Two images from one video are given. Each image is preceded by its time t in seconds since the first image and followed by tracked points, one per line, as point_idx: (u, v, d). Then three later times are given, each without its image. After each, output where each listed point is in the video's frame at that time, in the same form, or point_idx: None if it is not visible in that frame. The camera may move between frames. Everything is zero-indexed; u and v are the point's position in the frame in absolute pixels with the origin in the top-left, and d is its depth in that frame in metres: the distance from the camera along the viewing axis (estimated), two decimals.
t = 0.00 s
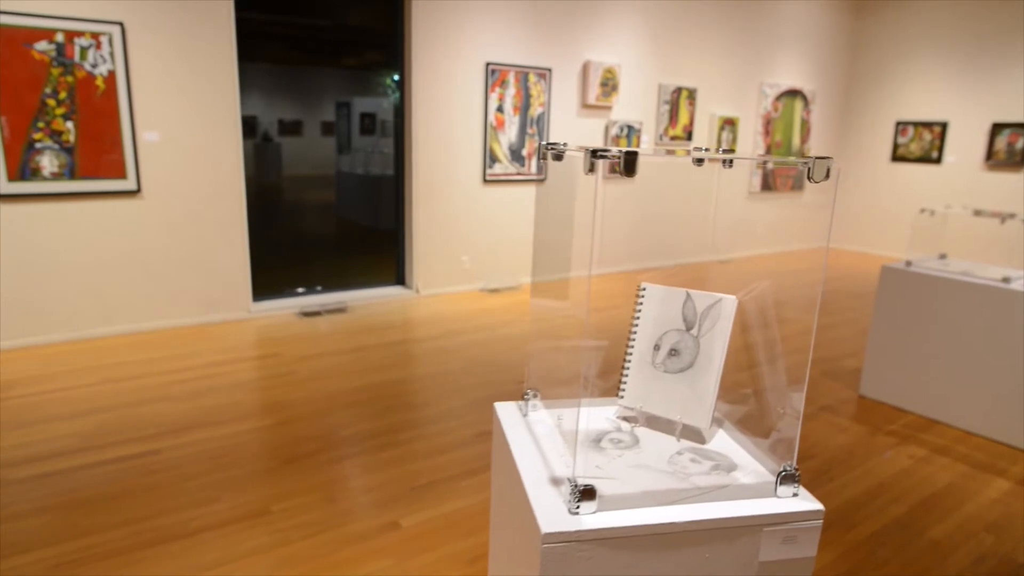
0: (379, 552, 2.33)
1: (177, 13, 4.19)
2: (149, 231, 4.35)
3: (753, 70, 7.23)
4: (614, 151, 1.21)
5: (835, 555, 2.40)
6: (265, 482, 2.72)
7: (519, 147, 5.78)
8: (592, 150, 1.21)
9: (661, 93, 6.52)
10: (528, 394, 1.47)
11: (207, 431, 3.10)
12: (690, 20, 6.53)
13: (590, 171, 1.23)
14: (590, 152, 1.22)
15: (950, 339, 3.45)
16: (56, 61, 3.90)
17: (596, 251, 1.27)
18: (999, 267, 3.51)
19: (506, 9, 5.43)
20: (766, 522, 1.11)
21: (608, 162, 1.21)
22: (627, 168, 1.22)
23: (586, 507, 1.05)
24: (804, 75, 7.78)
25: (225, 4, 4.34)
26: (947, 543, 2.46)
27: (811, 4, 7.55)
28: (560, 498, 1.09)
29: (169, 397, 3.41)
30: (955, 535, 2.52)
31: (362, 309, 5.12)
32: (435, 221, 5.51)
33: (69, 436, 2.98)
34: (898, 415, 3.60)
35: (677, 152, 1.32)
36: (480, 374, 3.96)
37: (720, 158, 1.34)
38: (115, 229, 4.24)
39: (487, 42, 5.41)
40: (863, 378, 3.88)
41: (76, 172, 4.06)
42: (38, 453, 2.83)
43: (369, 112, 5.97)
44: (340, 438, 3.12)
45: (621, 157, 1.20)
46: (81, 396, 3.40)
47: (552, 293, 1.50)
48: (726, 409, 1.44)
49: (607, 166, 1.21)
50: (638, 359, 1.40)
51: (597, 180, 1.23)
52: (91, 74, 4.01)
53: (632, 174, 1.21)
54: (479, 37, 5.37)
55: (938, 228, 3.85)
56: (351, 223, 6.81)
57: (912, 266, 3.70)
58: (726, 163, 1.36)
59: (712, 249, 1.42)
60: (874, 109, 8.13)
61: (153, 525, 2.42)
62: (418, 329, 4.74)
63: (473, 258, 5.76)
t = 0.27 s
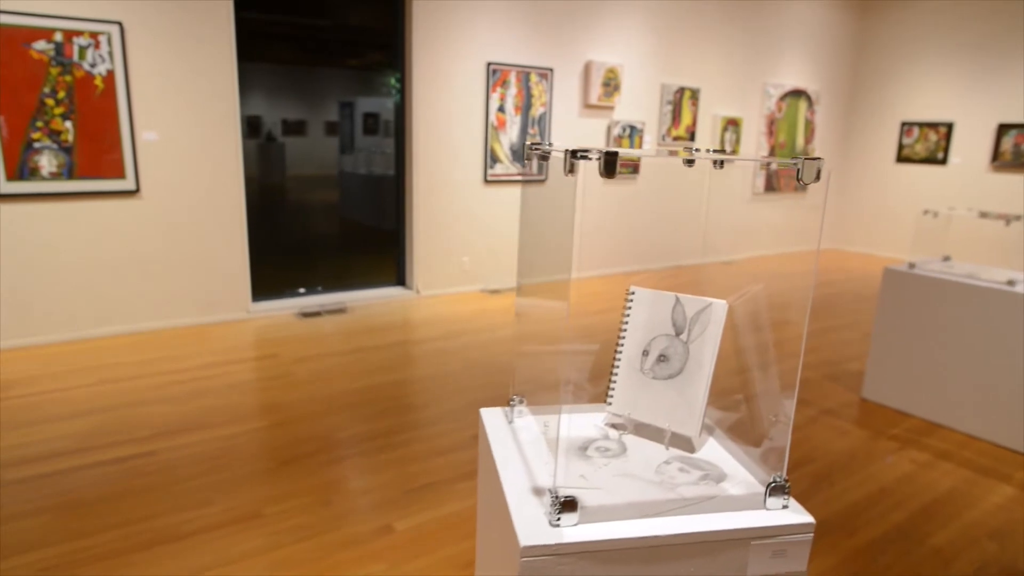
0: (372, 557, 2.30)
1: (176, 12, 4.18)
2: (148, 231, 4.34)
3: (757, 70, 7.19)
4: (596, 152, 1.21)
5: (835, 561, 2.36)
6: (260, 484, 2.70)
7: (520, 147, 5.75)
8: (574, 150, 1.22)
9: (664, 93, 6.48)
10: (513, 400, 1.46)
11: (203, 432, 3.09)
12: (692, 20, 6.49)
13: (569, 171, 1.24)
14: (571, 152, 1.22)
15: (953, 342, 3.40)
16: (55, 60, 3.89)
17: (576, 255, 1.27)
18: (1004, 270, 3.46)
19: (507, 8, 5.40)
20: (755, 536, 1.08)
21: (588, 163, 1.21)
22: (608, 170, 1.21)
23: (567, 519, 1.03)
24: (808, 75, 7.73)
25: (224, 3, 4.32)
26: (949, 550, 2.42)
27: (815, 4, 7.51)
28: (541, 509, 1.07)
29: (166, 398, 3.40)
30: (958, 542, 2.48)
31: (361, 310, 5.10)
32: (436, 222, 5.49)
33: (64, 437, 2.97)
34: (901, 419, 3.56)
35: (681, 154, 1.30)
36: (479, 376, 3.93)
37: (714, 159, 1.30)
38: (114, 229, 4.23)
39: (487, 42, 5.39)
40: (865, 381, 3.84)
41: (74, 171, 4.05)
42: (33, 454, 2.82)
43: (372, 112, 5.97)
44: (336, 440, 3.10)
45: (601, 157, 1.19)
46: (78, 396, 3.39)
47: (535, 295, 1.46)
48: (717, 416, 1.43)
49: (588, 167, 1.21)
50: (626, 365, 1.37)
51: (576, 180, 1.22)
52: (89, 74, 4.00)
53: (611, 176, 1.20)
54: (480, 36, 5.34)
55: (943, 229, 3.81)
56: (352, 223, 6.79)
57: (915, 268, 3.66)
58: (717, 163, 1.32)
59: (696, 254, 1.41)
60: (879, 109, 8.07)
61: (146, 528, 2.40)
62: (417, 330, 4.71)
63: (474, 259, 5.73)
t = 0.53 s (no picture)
0: (369, 560, 2.28)
1: (179, 12, 4.18)
2: (150, 231, 4.34)
3: (763, 70, 7.14)
4: (579, 152, 1.19)
5: (837, 569, 2.33)
6: (257, 486, 2.69)
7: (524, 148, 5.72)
8: (557, 150, 1.20)
9: (669, 94, 6.44)
10: (502, 405, 1.41)
11: (202, 433, 3.08)
12: (698, 21, 6.45)
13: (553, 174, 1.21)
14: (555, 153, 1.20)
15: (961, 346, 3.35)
16: (58, 60, 3.90)
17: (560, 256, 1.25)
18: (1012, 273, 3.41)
19: (511, 8, 5.38)
20: (747, 549, 1.06)
21: (572, 163, 1.18)
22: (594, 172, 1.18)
23: (551, 530, 1.01)
24: (815, 75, 7.67)
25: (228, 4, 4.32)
26: (954, 558, 2.38)
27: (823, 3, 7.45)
28: (525, 520, 1.05)
29: (166, 398, 3.39)
30: (963, 550, 2.44)
31: (364, 310, 5.09)
32: (440, 222, 5.47)
33: (63, 437, 2.97)
34: (907, 423, 3.51)
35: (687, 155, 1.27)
36: (480, 378, 3.91)
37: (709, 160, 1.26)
38: (116, 229, 4.23)
39: (491, 42, 5.36)
40: (871, 385, 3.80)
41: (77, 171, 4.05)
42: (32, 454, 2.82)
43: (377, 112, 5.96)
44: (336, 441, 3.08)
45: (584, 157, 1.17)
46: (78, 396, 3.39)
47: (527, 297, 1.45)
48: (712, 423, 1.40)
49: (571, 168, 1.19)
50: (618, 371, 1.34)
51: (558, 181, 1.20)
52: (93, 74, 4.00)
53: (595, 176, 1.17)
54: (484, 36, 5.32)
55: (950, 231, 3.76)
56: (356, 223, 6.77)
57: (922, 271, 3.62)
58: (711, 166, 1.27)
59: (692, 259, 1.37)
60: (887, 110, 8.01)
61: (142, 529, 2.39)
62: (419, 331, 4.69)
63: (477, 259, 5.70)
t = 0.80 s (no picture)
0: (369, 563, 2.26)
1: (187, 13, 4.20)
2: (157, 231, 4.36)
3: (773, 69, 7.08)
4: (568, 152, 1.17)
5: None
6: (259, 487, 2.68)
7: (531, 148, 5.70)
8: (545, 150, 1.17)
9: (678, 93, 6.40)
10: (497, 410, 1.39)
11: (206, 433, 3.08)
12: (707, 20, 6.41)
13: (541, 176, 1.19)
14: (542, 153, 1.17)
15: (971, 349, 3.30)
16: (67, 61, 3.92)
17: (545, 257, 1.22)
18: None
19: (519, 8, 5.37)
20: (742, 561, 1.03)
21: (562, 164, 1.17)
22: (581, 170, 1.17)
23: (541, 539, 0.99)
24: (826, 75, 7.61)
25: (235, 4, 4.33)
26: (963, 566, 2.34)
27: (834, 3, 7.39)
28: (515, 529, 1.03)
29: (171, 398, 3.41)
30: (972, 557, 2.40)
31: (370, 311, 5.08)
32: (446, 223, 5.46)
33: (69, 436, 2.98)
34: (916, 428, 3.47)
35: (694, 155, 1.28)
36: (485, 379, 3.90)
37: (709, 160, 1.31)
38: (123, 229, 4.25)
39: (498, 41, 5.34)
40: (880, 388, 3.75)
41: (85, 171, 4.07)
42: (38, 453, 2.84)
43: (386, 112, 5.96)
44: (339, 443, 3.08)
45: (574, 158, 1.16)
46: (84, 396, 3.40)
47: (518, 300, 1.42)
48: (711, 429, 1.35)
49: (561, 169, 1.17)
50: (615, 374, 1.33)
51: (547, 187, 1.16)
52: (101, 74, 4.02)
53: (585, 177, 1.17)
54: (491, 36, 5.30)
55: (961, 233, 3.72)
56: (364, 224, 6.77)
57: (933, 273, 3.57)
58: (710, 166, 1.35)
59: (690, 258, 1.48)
60: (899, 110, 7.92)
61: (142, 530, 2.39)
62: (425, 331, 4.68)
63: (484, 260, 5.68)
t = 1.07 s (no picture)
0: (371, 565, 2.25)
1: (197, 15, 4.21)
2: (165, 231, 4.38)
3: (785, 69, 7.02)
4: (558, 152, 1.16)
5: None
6: (263, 488, 2.68)
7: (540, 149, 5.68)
8: (536, 152, 1.15)
9: (688, 94, 6.36)
10: (494, 414, 1.38)
11: (212, 433, 3.09)
12: (718, 20, 6.36)
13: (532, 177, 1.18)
14: (533, 154, 1.15)
15: (985, 353, 3.25)
16: (77, 62, 3.94)
17: (534, 266, 1.21)
18: None
19: (528, 9, 5.35)
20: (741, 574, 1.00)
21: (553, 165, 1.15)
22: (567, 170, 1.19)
23: (533, 549, 0.98)
24: (839, 75, 7.53)
25: (244, 4, 4.34)
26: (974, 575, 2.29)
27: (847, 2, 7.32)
28: (508, 538, 1.02)
29: (179, 399, 3.42)
30: (984, 566, 2.35)
31: (378, 311, 5.08)
32: (454, 224, 5.45)
33: (77, 436, 3.01)
34: (928, 433, 3.42)
35: (702, 155, 1.29)
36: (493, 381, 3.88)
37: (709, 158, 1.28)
38: (133, 230, 4.27)
39: (507, 42, 5.33)
40: (892, 392, 3.70)
41: (96, 172, 4.10)
42: (47, 452, 2.87)
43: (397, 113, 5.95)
44: (344, 444, 3.07)
45: (564, 159, 1.15)
46: (92, 395, 3.42)
47: (508, 302, 1.42)
48: (712, 435, 1.34)
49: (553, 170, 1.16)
50: (614, 379, 1.31)
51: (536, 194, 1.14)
52: (111, 75, 4.04)
53: (577, 177, 1.16)
54: (499, 36, 5.28)
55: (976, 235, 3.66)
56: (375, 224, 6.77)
57: (946, 275, 3.51)
58: (712, 167, 1.42)
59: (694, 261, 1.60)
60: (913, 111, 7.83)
61: (146, 529, 2.39)
62: (433, 332, 4.67)
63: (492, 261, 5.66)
